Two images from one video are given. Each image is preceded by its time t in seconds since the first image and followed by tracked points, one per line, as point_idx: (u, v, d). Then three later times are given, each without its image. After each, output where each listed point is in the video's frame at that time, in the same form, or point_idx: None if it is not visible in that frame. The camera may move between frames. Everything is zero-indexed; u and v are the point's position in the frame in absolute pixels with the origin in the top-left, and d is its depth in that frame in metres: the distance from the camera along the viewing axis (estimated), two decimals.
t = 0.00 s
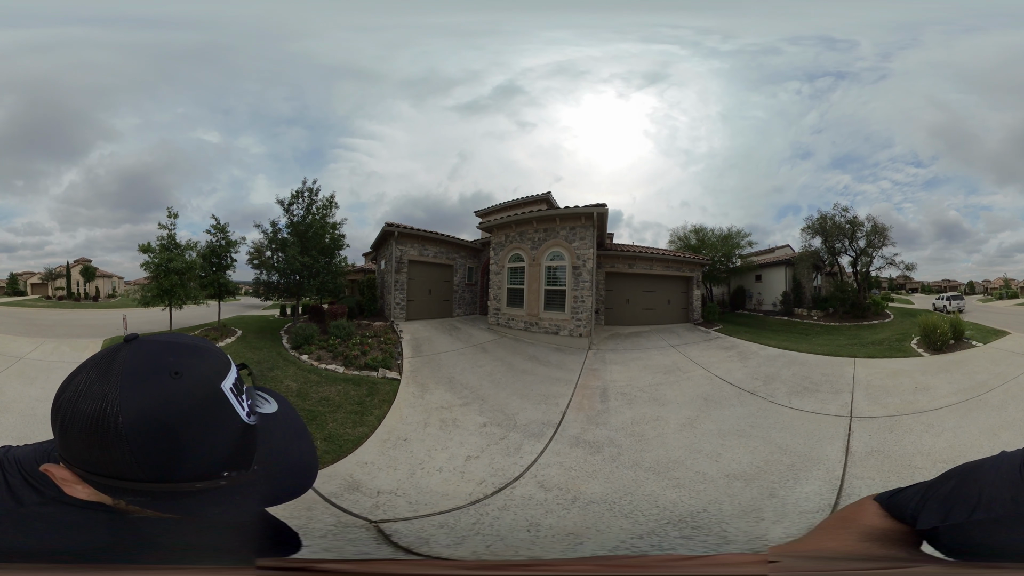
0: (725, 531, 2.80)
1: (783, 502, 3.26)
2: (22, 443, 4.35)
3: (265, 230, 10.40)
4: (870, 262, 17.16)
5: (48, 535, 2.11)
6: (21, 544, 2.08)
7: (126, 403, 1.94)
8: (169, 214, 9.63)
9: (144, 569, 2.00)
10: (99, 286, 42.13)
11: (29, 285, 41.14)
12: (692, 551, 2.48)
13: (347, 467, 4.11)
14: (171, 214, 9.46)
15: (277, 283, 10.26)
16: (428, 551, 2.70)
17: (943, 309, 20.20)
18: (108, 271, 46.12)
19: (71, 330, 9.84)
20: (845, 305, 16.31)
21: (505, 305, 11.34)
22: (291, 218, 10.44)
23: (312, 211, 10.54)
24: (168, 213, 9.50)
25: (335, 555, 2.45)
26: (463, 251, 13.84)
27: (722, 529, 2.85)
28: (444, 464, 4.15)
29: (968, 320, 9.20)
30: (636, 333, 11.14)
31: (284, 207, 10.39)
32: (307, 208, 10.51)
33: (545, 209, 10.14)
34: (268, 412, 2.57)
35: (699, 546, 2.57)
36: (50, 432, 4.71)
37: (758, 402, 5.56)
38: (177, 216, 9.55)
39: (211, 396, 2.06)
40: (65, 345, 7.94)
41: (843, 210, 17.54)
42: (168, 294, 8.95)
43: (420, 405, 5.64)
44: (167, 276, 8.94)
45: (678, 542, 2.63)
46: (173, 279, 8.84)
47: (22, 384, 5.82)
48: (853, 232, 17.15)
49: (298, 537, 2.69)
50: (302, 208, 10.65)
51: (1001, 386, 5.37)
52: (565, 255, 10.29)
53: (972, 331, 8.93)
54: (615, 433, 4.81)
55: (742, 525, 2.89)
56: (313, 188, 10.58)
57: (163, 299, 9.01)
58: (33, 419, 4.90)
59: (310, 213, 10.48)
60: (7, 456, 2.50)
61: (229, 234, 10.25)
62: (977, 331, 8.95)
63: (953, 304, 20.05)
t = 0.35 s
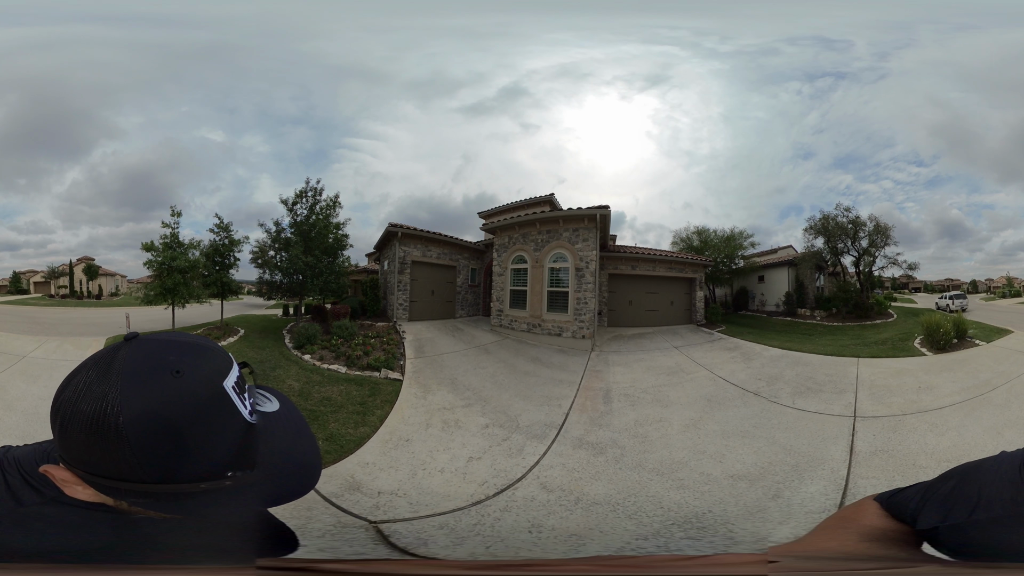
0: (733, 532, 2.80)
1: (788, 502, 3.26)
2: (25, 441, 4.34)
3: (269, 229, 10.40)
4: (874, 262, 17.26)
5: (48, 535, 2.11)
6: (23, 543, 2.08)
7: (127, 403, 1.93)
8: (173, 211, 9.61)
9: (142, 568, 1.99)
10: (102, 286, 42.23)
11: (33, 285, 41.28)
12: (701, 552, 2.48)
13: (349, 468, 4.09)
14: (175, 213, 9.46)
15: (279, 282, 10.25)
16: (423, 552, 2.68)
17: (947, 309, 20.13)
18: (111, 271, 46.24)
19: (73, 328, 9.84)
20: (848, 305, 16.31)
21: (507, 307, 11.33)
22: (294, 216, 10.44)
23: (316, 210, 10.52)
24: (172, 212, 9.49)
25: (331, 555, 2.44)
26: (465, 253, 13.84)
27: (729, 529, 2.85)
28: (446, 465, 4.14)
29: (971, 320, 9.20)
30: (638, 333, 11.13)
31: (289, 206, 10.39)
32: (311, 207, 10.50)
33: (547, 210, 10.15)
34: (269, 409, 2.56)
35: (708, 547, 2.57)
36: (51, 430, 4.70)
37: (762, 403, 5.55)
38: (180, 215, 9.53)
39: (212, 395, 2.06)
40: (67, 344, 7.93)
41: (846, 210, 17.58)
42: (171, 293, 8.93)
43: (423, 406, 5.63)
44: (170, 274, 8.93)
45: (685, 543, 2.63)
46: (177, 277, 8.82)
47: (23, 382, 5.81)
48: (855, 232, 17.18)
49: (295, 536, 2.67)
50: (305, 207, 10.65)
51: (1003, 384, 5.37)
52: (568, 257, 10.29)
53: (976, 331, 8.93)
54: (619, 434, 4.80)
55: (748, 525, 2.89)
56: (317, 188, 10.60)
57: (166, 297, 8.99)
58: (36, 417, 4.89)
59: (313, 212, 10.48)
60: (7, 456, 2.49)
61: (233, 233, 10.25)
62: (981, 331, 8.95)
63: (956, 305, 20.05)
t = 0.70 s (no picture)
0: (738, 531, 2.79)
1: (790, 501, 3.25)
2: (25, 441, 4.33)
3: (269, 231, 10.40)
4: (873, 260, 17.27)
5: (49, 535, 2.11)
6: (23, 543, 2.07)
7: (130, 405, 1.93)
8: (174, 212, 9.61)
9: (140, 569, 1.98)
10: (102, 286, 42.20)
11: (33, 284, 41.28)
12: (706, 552, 2.47)
13: (348, 469, 4.09)
14: (176, 213, 9.45)
15: (279, 283, 10.24)
16: (427, 554, 2.67)
17: (948, 307, 20.11)
18: (111, 271, 46.21)
19: (72, 328, 9.82)
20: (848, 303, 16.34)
21: (507, 308, 11.33)
22: (294, 218, 10.44)
23: (316, 212, 10.53)
24: (172, 213, 9.47)
25: (330, 556, 2.43)
26: (465, 254, 13.85)
27: (734, 528, 2.84)
28: (447, 467, 4.14)
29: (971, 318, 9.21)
30: (639, 333, 11.13)
31: (289, 208, 10.39)
32: (311, 209, 10.50)
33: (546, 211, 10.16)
34: (272, 412, 2.57)
35: (715, 547, 2.55)
36: (51, 429, 4.69)
37: (762, 402, 5.54)
38: (180, 216, 9.51)
39: (216, 398, 2.06)
40: (67, 343, 7.92)
41: (845, 208, 17.61)
42: (171, 293, 8.91)
43: (423, 408, 5.62)
44: (170, 274, 8.93)
45: (693, 542, 2.62)
46: (177, 277, 8.81)
47: (23, 381, 5.80)
48: (855, 230, 17.21)
49: (294, 537, 2.67)
50: (306, 209, 10.64)
51: (1003, 382, 5.38)
52: (568, 257, 10.29)
53: (975, 328, 8.94)
54: (620, 434, 4.79)
55: (752, 524, 2.89)
56: (317, 190, 10.60)
57: (165, 298, 8.98)
58: (35, 416, 4.88)
59: (314, 214, 10.48)
60: (7, 456, 2.49)
61: (233, 234, 10.25)
62: (981, 329, 8.96)
63: (956, 302, 20.08)
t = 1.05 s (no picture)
0: (748, 531, 2.77)
1: (796, 500, 3.23)
2: (22, 436, 4.29)
3: (269, 232, 10.38)
4: (872, 257, 17.39)
5: (48, 536, 2.08)
6: (22, 543, 2.04)
7: (133, 405, 1.91)
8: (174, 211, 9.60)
9: (137, 569, 1.95)
10: (103, 286, 42.22)
11: (32, 284, 41.29)
12: (720, 552, 2.46)
13: (345, 471, 4.05)
14: (177, 212, 9.41)
15: (279, 284, 10.21)
16: (415, 557, 2.62)
17: (947, 305, 20.16)
18: (111, 271, 46.17)
19: (71, 326, 9.78)
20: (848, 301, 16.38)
21: (507, 312, 11.32)
22: (295, 220, 10.43)
23: (317, 215, 10.51)
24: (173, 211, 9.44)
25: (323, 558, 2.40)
26: (464, 259, 13.87)
27: (744, 529, 2.81)
28: (445, 470, 4.10)
29: (970, 316, 9.23)
30: (639, 336, 11.12)
31: (290, 210, 10.38)
32: (312, 211, 10.49)
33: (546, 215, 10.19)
34: (275, 413, 2.54)
35: (724, 548, 2.53)
36: (49, 426, 4.65)
37: (763, 402, 5.53)
38: (182, 211, 9.50)
39: (219, 398, 2.05)
40: (66, 340, 7.88)
41: (844, 206, 17.72)
42: (170, 292, 8.89)
43: (421, 411, 5.59)
44: (170, 273, 8.91)
45: (706, 543, 2.60)
46: (176, 276, 8.80)
47: (21, 378, 5.76)
48: (853, 228, 17.31)
49: (290, 538, 2.64)
50: (306, 211, 10.62)
51: (1004, 379, 5.38)
52: (567, 261, 10.31)
53: (975, 326, 8.96)
54: (622, 437, 4.77)
55: (759, 524, 2.86)
56: (318, 192, 10.51)
57: (165, 296, 8.96)
58: (33, 412, 4.84)
59: (315, 216, 10.46)
60: (7, 456, 2.46)
61: (234, 234, 10.23)
62: (980, 326, 8.98)
63: (956, 298, 20.19)
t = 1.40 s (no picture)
0: (751, 532, 2.76)
1: (799, 500, 3.23)
2: (21, 435, 4.28)
3: (270, 232, 10.39)
4: (872, 256, 17.39)
5: (48, 535, 2.07)
6: (22, 543, 2.03)
7: (132, 406, 1.90)
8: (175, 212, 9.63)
9: (134, 568, 1.94)
10: (103, 287, 42.22)
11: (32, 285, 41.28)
12: (726, 552, 2.46)
13: (343, 472, 4.04)
14: (177, 212, 9.43)
15: (279, 285, 10.21)
16: (409, 558, 2.62)
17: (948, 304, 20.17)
18: (110, 272, 46.13)
19: (71, 325, 9.77)
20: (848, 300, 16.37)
21: (507, 313, 11.31)
22: (296, 221, 10.44)
23: (317, 216, 10.54)
24: (174, 211, 9.45)
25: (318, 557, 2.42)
26: (464, 260, 13.87)
27: (748, 529, 2.81)
28: (443, 471, 4.09)
29: (971, 314, 9.24)
30: (640, 336, 11.12)
31: (290, 211, 10.41)
32: (312, 212, 10.50)
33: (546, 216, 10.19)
34: (275, 414, 2.54)
35: (727, 548, 2.53)
36: (49, 425, 4.64)
37: (764, 401, 5.53)
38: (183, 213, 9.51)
39: (219, 399, 2.04)
40: (65, 339, 7.87)
41: (843, 205, 17.75)
42: (171, 292, 8.88)
43: (421, 412, 5.58)
44: (170, 273, 8.91)
45: (712, 544, 2.59)
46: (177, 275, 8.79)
47: (20, 377, 5.75)
48: (853, 227, 17.33)
49: (288, 538, 2.63)
50: (307, 212, 10.64)
51: (1004, 378, 5.37)
52: (567, 262, 10.31)
53: (975, 325, 8.96)
54: (623, 438, 4.76)
55: (765, 524, 2.87)
56: (319, 193, 10.56)
57: (165, 296, 8.95)
58: (33, 412, 4.83)
59: (315, 217, 10.50)
60: (7, 456, 2.46)
61: (234, 234, 10.23)
62: (981, 325, 8.98)
63: (955, 299, 20.21)
